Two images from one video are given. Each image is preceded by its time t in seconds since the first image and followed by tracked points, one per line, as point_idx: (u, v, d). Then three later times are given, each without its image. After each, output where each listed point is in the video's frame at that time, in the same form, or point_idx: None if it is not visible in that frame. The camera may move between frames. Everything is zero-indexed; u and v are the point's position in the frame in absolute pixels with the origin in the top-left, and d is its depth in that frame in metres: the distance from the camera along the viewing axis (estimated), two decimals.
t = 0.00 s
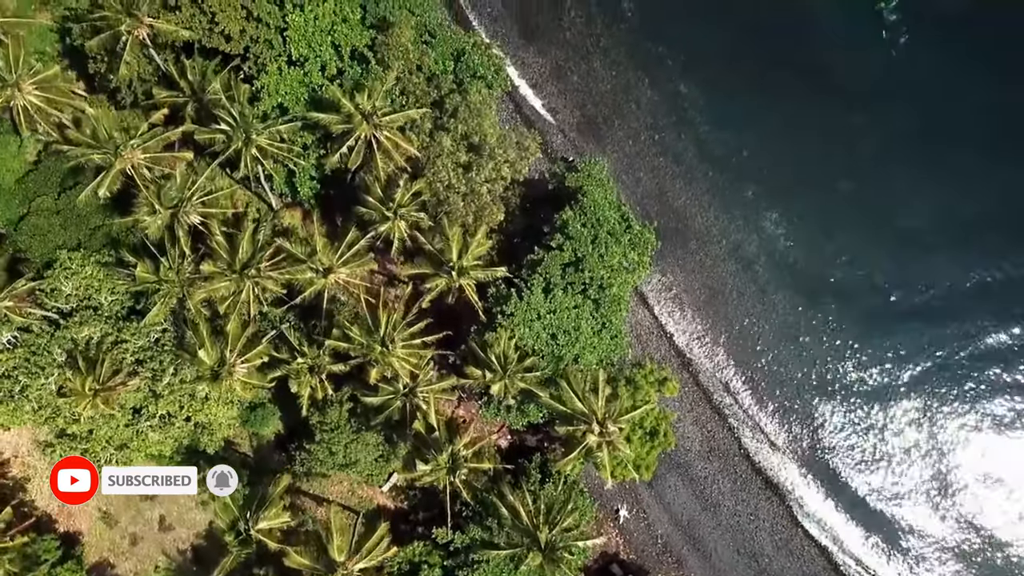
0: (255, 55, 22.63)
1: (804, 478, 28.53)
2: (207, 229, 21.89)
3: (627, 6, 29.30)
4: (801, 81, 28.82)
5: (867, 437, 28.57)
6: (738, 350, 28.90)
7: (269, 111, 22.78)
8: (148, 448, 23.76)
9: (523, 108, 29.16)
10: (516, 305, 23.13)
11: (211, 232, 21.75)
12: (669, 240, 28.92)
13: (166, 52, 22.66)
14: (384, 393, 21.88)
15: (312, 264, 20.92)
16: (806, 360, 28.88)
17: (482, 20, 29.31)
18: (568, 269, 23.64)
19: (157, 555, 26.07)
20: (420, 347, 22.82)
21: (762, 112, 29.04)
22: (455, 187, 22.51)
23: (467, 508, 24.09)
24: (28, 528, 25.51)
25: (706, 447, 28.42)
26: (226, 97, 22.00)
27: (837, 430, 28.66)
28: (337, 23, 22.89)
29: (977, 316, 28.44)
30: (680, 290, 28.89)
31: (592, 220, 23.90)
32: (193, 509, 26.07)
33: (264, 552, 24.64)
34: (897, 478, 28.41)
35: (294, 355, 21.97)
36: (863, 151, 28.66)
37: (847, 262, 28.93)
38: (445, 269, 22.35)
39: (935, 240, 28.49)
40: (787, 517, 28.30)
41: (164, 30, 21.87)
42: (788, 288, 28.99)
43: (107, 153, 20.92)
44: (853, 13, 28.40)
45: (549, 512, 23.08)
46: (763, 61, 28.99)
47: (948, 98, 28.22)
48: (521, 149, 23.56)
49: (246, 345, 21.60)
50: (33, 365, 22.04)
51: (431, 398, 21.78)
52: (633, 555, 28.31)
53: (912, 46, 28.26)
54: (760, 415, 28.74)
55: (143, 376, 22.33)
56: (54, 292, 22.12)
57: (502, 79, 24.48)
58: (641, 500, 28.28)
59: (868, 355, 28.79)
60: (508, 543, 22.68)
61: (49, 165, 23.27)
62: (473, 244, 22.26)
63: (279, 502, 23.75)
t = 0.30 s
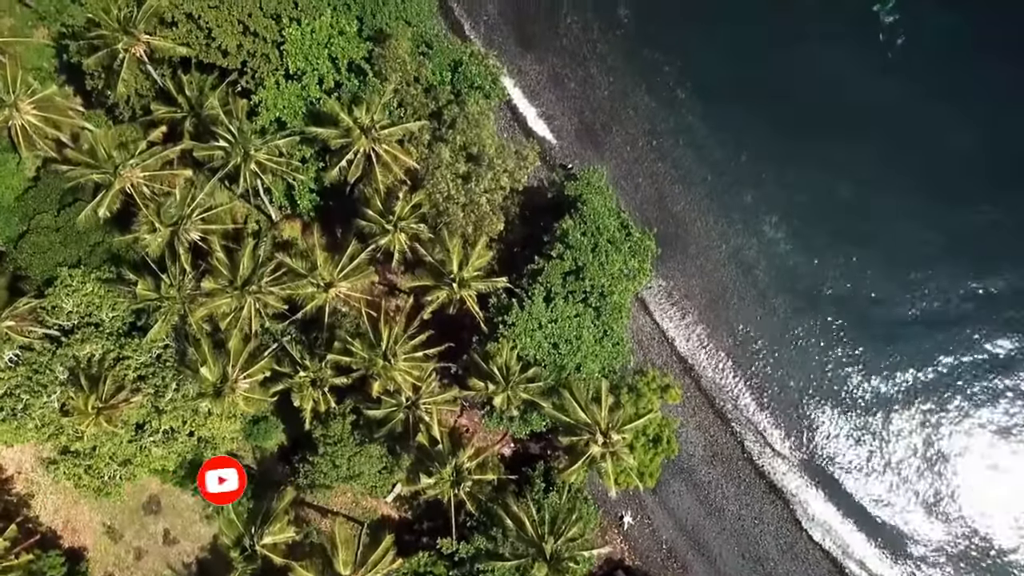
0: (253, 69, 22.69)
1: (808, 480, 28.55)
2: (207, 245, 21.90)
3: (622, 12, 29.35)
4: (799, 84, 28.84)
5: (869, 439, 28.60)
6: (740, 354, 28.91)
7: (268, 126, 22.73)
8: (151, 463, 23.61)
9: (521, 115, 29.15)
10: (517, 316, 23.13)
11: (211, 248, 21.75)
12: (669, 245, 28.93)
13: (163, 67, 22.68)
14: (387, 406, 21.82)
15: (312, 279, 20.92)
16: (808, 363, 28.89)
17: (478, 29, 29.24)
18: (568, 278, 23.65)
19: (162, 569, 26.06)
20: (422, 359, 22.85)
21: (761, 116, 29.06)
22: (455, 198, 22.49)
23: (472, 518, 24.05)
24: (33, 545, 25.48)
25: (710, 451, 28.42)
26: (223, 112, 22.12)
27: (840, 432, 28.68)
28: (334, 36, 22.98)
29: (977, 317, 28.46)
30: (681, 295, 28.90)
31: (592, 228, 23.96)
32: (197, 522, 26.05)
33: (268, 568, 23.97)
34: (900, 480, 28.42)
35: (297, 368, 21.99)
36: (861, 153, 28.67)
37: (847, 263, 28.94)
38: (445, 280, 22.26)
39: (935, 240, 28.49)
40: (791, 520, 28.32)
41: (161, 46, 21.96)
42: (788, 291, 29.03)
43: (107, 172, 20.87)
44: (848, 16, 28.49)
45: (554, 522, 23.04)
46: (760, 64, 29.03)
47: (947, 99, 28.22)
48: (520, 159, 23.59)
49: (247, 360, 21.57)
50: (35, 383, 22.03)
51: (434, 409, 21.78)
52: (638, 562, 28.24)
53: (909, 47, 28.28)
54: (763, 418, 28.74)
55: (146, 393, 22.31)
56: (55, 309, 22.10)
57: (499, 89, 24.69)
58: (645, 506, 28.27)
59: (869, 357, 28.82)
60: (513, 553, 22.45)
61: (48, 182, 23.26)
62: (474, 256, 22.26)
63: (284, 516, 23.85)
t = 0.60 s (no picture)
0: (250, 83, 22.70)
1: (812, 483, 28.56)
2: (207, 261, 21.88)
3: (619, 19, 29.35)
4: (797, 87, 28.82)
5: (872, 441, 28.60)
6: (742, 358, 28.92)
7: (267, 140, 22.72)
8: (155, 479, 23.61)
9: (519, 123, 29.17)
10: (519, 326, 23.13)
11: (211, 264, 21.74)
12: (669, 251, 28.94)
13: (161, 83, 22.71)
14: (389, 419, 21.79)
15: (314, 294, 20.84)
16: (809, 365, 28.90)
17: (475, 39, 29.28)
18: (569, 287, 23.65)
19: None
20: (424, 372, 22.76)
21: (759, 119, 29.07)
22: (454, 209, 22.49)
23: (477, 529, 24.14)
24: (38, 562, 25.46)
25: (713, 456, 28.43)
26: (222, 128, 22.06)
27: (844, 435, 28.68)
28: (331, 49, 22.99)
29: (978, 319, 28.46)
30: (682, 300, 28.91)
31: (592, 237, 23.94)
32: (202, 536, 26.02)
33: None
34: (904, 483, 28.41)
35: (299, 382, 21.94)
36: (861, 155, 28.67)
37: (848, 266, 28.95)
38: (447, 292, 22.22)
39: (935, 239, 28.48)
40: (796, 524, 28.31)
41: (159, 63, 22.01)
42: (789, 295, 29.05)
43: (106, 193, 20.80)
44: (847, 19, 28.48)
45: (559, 532, 23.01)
46: (758, 68, 29.01)
47: (947, 99, 28.18)
48: (519, 168, 23.67)
49: (250, 375, 21.55)
50: (38, 402, 22.01)
51: (436, 420, 21.78)
52: (644, 568, 28.24)
53: (907, 49, 28.25)
54: (766, 422, 28.74)
55: (149, 409, 22.29)
56: (57, 326, 22.09)
57: (497, 99, 24.71)
58: (650, 513, 28.27)
59: (871, 360, 28.83)
60: (519, 564, 22.51)
61: (48, 200, 23.31)
62: (475, 268, 22.23)
63: (288, 531, 23.77)
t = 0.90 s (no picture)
0: (248, 98, 22.69)
1: (816, 486, 28.59)
2: (208, 277, 21.80)
3: (615, 25, 29.31)
4: (795, 91, 28.79)
5: (875, 443, 28.64)
6: (743, 363, 28.94)
7: (266, 155, 22.67)
8: (159, 495, 23.51)
9: (517, 132, 29.19)
10: (521, 336, 23.14)
11: (213, 280, 21.64)
12: (669, 257, 28.99)
13: (159, 99, 22.72)
14: (392, 432, 21.80)
15: (316, 309, 20.83)
16: (812, 369, 28.90)
17: (472, 48, 29.29)
18: (570, 296, 23.66)
19: None
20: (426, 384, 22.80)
21: (757, 123, 29.04)
22: (454, 221, 22.53)
23: (482, 538, 24.03)
24: None
25: (717, 462, 28.46)
26: (221, 146, 21.94)
27: (847, 437, 28.73)
28: (329, 62, 22.99)
29: (978, 320, 28.47)
30: (683, 306, 28.93)
31: (591, 246, 23.97)
32: (206, 550, 26.02)
33: None
34: (907, 485, 28.46)
35: (302, 397, 21.95)
36: (860, 157, 28.65)
37: (848, 268, 28.94)
38: (449, 304, 22.25)
39: (935, 240, 28.47)
40: (800, 528, 28.33)
41: (157, 80, 22.01)
42: (790, 300, 29.06)
43: (106, 214, 20.83)
44: (843, 22, 28.49)
45: (564, 543, 22.89)
46: (755, 72, 28.99)
47: (945, 101, 28.16)
48: (518, 178, 23.81)
49: (252, 391, 21.44)
50: (41, 420, 22.06)
51: (439, 433, 21.88)
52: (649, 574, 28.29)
53: (904, 51, 28.27)
54: (769, 426, 28.76)
55: (152, 425, 22.31)
56: (59, 344, 22.09)
57: (495, 109, 24.73)
58: (654, 519, 28.29)
59: (872, 363, 28.86)
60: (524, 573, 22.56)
61: (47, 217, 23.27)
62: (476, 279, 22.25)
63: (294, 546, 23.87)
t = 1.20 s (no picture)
0: (247, 113, 22.70)
1: (820, 490, 28.60)
2: (210, 294, 21.80)
3: (612, 31, 29.30)
4: (793, 95, 28.81)
5: (878, 445, 28.67)
6: (745, 367, 28.95)
7: (264, 169, 22.68)
8: (163, 510, 23.49)
9: (515, 140, 29.19)
10: (522, 346, 23.15)
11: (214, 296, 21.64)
12: (670, 264, 29.00)
13: (157, 114, 22.72)
14: (396, 445, 21.81)
15: (318, 324, 20.86)
16: (814, 373, 28.92)
17: (469, 57, 29.28)
18: (571, 306, 23.63)
19: None
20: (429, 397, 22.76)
21: (756, 128, 29.02)
22: (454, 232, 22.55)
23: (486, 548, 23.70)
24: None
25: (720, 467, 28.48)
26: (221, 164, 21.95)
27: (850, 440, 28.74)
28: (327, 76, 23.00)
29: (979, 321, 28.47)
30: (684, 312, 28.95)
31: (592, 255, 23.97)
32: (212, 563, 25.99)
33: None
34: (910, 487, 28.47)
35: (304, 411, 21.96)
36: (858, 161, 28.64)
37: (848, 271, 28.96)
38: (450, 316, 22.32)
39: (934, 242, 28.47)
40: (804, 532, 28.34)
41: (156, 98, 22.07)
42: (791, 303, 29.07)
43: (106, 235, 20.88)
44: (839, 25, 28.51)
45: (568, 554, 22.77)
46: (752, 76, 28.99)
47: (943, 103, 28.19)
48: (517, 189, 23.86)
49: (255, 406, 21.46)
50: (44, 439, 22.08)
51: (442, 446, 22.00)
52: None
53: (901, 54, 28.29)
54: (772, 431, 28.77)
55: (155, 441, 22.27)
56: (60, 361, 22.04)
57: (493, 119, 24.74)
58: (658, 525, 28.31)
59: (874, 364, 28.86)
60: None
61: (47, 234, 23.32)
62: (477, 291, 22.29)
63: (299, 561, 23.73)
